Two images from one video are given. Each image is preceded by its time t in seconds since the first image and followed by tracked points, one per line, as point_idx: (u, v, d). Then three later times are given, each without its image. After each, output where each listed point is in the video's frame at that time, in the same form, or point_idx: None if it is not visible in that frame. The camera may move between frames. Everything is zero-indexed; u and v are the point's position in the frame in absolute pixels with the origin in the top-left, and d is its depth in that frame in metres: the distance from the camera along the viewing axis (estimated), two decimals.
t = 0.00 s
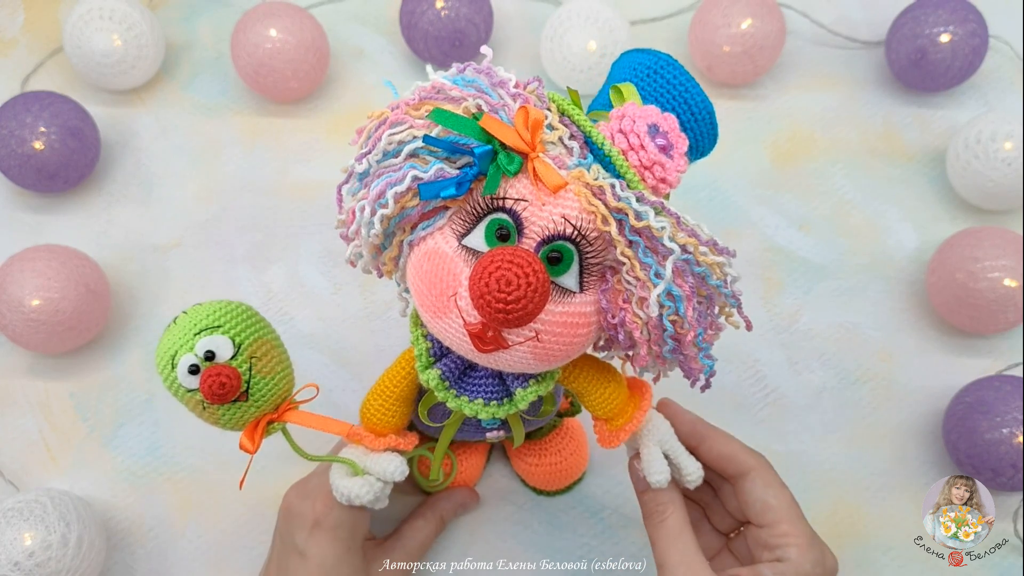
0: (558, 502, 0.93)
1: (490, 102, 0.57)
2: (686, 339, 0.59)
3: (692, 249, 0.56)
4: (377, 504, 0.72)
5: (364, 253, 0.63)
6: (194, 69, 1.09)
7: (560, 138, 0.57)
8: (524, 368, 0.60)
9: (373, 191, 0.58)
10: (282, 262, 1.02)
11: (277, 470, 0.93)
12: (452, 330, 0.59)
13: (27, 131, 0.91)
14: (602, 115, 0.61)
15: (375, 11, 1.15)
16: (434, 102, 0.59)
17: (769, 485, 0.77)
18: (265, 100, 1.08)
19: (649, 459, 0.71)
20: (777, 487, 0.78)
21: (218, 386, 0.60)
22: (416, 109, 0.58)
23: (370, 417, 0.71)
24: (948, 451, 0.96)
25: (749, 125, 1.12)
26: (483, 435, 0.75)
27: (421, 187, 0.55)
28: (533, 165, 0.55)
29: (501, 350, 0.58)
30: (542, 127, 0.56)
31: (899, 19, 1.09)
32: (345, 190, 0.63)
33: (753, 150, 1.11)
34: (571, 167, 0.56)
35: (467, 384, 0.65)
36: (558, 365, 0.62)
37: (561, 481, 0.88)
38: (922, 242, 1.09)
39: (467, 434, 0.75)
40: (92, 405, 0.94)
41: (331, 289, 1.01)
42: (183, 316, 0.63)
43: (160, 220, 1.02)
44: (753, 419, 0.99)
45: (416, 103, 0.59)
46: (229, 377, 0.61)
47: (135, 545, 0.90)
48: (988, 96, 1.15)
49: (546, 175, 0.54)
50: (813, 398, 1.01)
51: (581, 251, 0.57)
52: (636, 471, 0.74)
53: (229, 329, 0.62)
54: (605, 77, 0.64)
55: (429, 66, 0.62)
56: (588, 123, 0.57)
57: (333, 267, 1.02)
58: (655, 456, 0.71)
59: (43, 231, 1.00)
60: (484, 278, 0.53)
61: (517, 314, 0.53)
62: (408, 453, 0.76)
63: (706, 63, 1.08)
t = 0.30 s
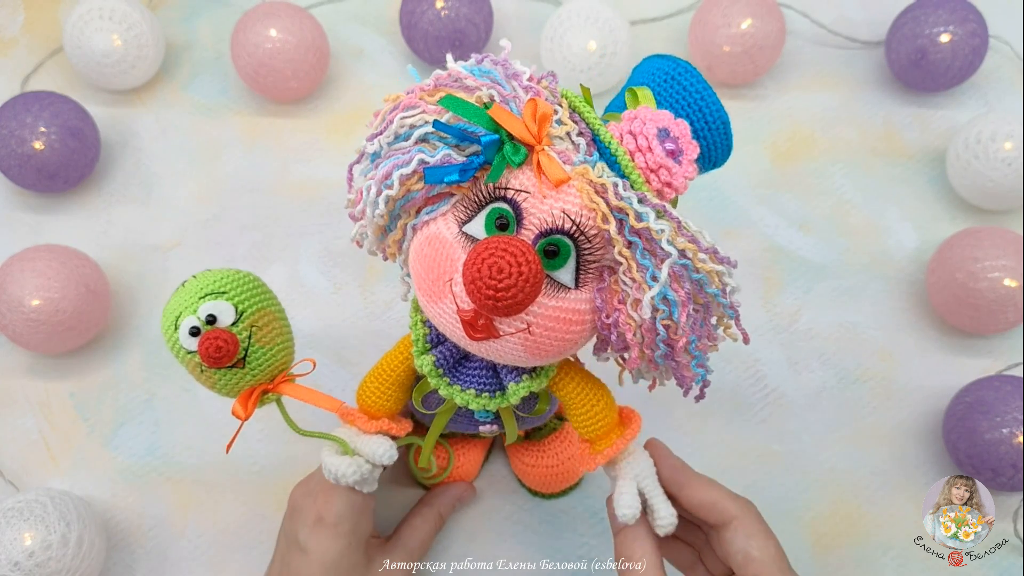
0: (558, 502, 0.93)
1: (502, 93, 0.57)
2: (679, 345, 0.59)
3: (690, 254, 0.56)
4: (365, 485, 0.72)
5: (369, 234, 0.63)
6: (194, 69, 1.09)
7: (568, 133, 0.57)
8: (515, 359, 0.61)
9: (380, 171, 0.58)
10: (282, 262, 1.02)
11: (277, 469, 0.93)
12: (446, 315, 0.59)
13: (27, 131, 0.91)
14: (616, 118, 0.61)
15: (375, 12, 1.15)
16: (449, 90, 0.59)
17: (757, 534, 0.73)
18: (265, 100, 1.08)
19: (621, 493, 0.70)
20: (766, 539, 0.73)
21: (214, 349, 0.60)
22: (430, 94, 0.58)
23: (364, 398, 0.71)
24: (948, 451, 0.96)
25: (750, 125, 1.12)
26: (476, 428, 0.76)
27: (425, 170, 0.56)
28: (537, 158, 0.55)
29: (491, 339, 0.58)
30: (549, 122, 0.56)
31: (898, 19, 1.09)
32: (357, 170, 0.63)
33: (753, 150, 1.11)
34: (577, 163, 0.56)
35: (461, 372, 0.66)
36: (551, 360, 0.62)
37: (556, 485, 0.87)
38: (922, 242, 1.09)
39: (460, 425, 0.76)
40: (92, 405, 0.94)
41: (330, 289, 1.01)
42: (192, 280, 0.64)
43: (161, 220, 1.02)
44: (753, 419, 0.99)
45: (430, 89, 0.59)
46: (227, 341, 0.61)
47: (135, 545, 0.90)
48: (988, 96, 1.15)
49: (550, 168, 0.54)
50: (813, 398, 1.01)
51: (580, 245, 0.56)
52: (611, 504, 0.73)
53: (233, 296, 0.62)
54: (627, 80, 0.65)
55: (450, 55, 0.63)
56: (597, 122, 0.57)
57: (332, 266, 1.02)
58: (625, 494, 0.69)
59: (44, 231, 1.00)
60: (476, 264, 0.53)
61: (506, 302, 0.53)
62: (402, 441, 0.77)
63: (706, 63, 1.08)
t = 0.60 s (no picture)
0: (558, 503, 0.93)
1: (520, 118, 0.58)
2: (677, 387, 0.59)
3: (696, 301, 0.56)
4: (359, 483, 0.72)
5: (376, 243, 0.63)
6: (194, 70, 1.09)
7: (584, 166, 0.57)
8: (510, 384, 0.61)
9: (391, 185, 0.58)
10: (282, 262, 1.02)
11: (277, 469, 0.93)
12: (446, 335, 0.59)
13: (27, 131, 0.91)
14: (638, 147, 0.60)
15: (375, 11, 1.15)
16: (467, 106, 0.59)
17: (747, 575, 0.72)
18: (265, 100, 1.08)
19: (608, 519, 0.71)
20: None
21: (215, 347, 0.60)
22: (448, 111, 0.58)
23: (364, 398, 0.71)
24: (948, 451, 0.96)
25: (750, 125, 1.12)
26: (474, 434, 0.75)
27: (436, 191, 0.56)
28: (548, 190, 0.55)
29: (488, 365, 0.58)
30: (565, 154, 0.55)
31: (898, 19, 1.09)
32: (369, 177, 0.63)
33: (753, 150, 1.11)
34: (589, 197, 0.56)
35: (459, 387, 0.66)
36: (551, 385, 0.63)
37: (553, 490, 0.86)
38: (921, 242, 1.09)
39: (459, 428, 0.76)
40: (92, 405, 0.94)
41: (330, 289, 1.01)
42: (199, 271, 0.63)
43: (161, 220, 1.02)
44: (754, 419, 0.99)
45: (448, 104, 0.59)
46: (228, 339, 0.61)
47: (135, 545, 0.89)
48: (988, 96, 1.15)
49: (560, 202, 0.54)
50: (813, 398, 1.01)
51: (585, 279, 0.56)
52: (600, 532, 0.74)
53: (238, 293, 0.62)
54: (652, 108, 0.65)
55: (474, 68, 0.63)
56: (615, 156, 0.57)
57: (332, 266, 1.02)
58: (612, 522, 0.71)
59: (43, 231, 1.00)
60: (476, 295, 0.53)
61: (503, 336, 0.53)
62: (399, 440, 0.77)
63: (706, 63, 1.08)
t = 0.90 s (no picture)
0: (559, 502, 0.93)
1: (520, 114, 0.57)
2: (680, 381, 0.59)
3: (698, 295, 0.55)
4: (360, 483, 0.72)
5: (377, 242, 0.63)
6: (194, 70, 1.09)
7: (584, 161, 0.57)
8: (513, 381, 0.61)
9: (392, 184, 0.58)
10: (282, 262, 1.02)
11: (277, 469, 0.93)
12: (448, 333, 0.59)
13: (27, 131, 0.91)
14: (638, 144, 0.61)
15: (375, 11, 1.15)
16: (467, 105, 0.59)
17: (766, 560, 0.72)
18: (265, 100, 1.08)
19: (628, 503, 0.71)
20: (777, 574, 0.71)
21: (216, 348, 0.60)
22: (448, 110, 0.59)
23: (365, 399, 0.71)
24: (948, 451, 0.96)
25: (750, 125, 1.12)
26: (475, 434, 0.75)
27: (436, 189, 0.56)
28: (549, 186, 0.55)
29: (491, 362, 0.58)
30: (565, 150, 0.55)
31: (898, 19, 1.09)
32: (368, 176, 0.63)
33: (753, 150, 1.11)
34: (589, 193, 0.56)
35: (461, 385, 0.66)
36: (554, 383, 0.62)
37: (556, 489, 0.88)
38: (921, 242, 1.09)
39: (460, 429, 0.76)
40: (92, 405, 0.94)
41: (330, 289, 1.01)
42: (199, 272, 0.63)
43: (161, 221, 1.02)
44: (753, 419, 0.99)
45: (448, 103, 0.59)
46: (230, 340, 0.61)
47: (135, 545, 0.89)
48: (988, 96, 1.15)
49: (561, 197, 0.54)
50: (813, 398, 1.01)
51: (587, 275, 0.56)
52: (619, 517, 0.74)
53: (238, 293, 0.62)
54: (650, 105, 0.65)
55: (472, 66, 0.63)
56: (615, 151, 0.57)
57: (332, 266, 1.02)
58: (633, 505, 0.70)
59: (43, 231, 1.00)
60: (479, 292, 0.53)
61: (507, 332, 0.53)
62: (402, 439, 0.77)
63: (706, 62, 1.08)
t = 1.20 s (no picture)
0: (559, 502, 0.93)
1: (518, 111, 0.58)
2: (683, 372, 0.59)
3: (700, 285, 0.55)
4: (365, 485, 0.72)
5: (376, 242, 0.63)
6: (194, 70, 1.09)
7: (582, 155, 0.57)
8: (517, 377, 0.61)
9: (390, 183, 0.58)
10: (282, 262, 1.02)
11: (277, 469, 0.93)
12: (451, 331, 0.59)
13: (27, 131, 0.91)
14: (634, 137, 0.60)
15: (375, 11, 1.15)
16: (463, 103, 0.59)
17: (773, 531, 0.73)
18: (265, 100, 1.08)
19: (641, 485, 0.71)
20: (786, 545, 0.72)
21: (217, 354, 0.60)
22: (445, 109, 0.58)
23: (366, 402, 0.71)
24: (948, 451, 0.96)
25: (750, 125, 1.12)
26: (476, 434, 0.75)
27: (436, 186, 0.56)
28: (549, 180, 0.55)
29: (495, 358, 0.58)
30: (564, 144, 0.55)
31: (898, 18, 1.09)
32: (365, 177, 0.63)
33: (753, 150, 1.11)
34: (589, 186, 0.56)
35: (463, 384, 0.66)
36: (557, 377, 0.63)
37: (558, 487, 0.88)
38: (921, 242, 1.09)
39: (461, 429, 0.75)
40: (92, 405, 0.94)
41: (330, 289, 1.01)
42: (196, 280, 0.63)
43: (161, 221, 1.02)
44: (753, 419, 0.99)
45: (445, 101, 0.59)
46: (230, 345, 0.60)
47: (135, 545, 0.89)
48: (988, 95, 1.15)
49: (561, 191, 0.54)
50: (813, 398, 1.01)
51: (588, 268, 0.56)
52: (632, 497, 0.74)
53: (237, 299, 0.62)
54: (645, 98, 0.64)
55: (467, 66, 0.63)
56: (613, 144, 0.57)
57: (332, 266, 1.02)
58: (646, 485, 0.71)
59: (43, 231, 1.00)
60: (482, 287, 0.53)
61: (512, 327, 0.53)
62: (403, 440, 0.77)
63: (706, 62, 1.08)
